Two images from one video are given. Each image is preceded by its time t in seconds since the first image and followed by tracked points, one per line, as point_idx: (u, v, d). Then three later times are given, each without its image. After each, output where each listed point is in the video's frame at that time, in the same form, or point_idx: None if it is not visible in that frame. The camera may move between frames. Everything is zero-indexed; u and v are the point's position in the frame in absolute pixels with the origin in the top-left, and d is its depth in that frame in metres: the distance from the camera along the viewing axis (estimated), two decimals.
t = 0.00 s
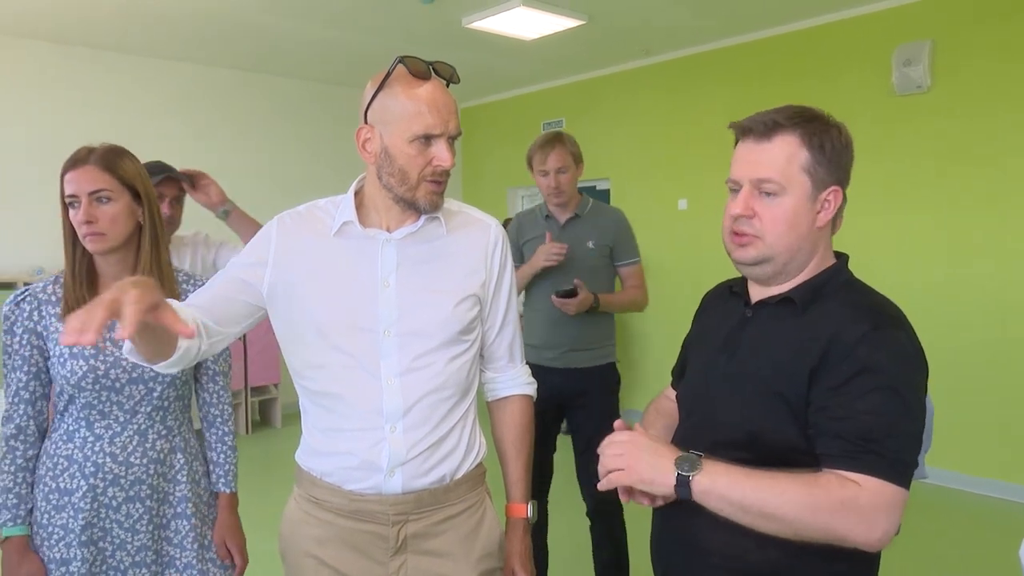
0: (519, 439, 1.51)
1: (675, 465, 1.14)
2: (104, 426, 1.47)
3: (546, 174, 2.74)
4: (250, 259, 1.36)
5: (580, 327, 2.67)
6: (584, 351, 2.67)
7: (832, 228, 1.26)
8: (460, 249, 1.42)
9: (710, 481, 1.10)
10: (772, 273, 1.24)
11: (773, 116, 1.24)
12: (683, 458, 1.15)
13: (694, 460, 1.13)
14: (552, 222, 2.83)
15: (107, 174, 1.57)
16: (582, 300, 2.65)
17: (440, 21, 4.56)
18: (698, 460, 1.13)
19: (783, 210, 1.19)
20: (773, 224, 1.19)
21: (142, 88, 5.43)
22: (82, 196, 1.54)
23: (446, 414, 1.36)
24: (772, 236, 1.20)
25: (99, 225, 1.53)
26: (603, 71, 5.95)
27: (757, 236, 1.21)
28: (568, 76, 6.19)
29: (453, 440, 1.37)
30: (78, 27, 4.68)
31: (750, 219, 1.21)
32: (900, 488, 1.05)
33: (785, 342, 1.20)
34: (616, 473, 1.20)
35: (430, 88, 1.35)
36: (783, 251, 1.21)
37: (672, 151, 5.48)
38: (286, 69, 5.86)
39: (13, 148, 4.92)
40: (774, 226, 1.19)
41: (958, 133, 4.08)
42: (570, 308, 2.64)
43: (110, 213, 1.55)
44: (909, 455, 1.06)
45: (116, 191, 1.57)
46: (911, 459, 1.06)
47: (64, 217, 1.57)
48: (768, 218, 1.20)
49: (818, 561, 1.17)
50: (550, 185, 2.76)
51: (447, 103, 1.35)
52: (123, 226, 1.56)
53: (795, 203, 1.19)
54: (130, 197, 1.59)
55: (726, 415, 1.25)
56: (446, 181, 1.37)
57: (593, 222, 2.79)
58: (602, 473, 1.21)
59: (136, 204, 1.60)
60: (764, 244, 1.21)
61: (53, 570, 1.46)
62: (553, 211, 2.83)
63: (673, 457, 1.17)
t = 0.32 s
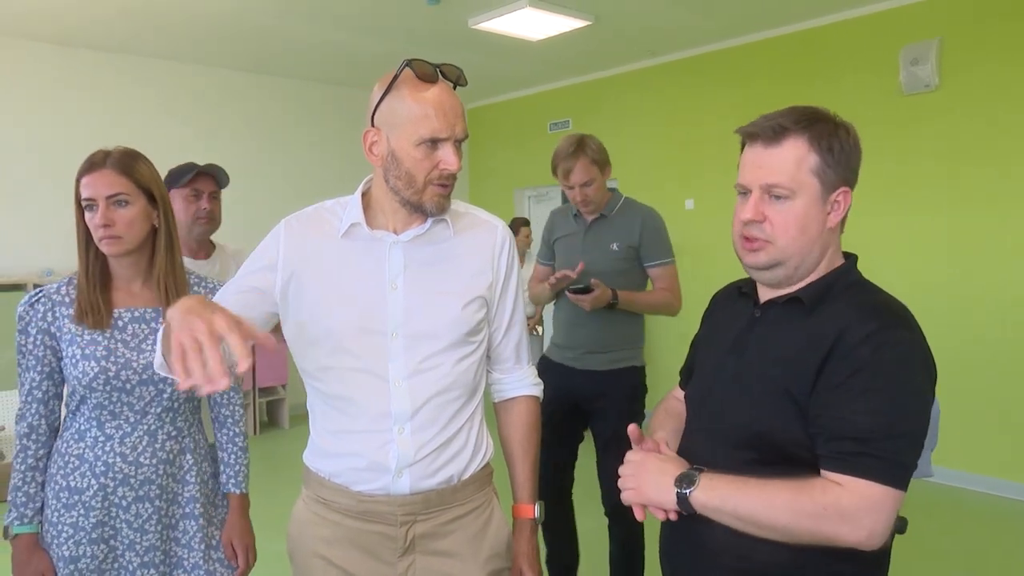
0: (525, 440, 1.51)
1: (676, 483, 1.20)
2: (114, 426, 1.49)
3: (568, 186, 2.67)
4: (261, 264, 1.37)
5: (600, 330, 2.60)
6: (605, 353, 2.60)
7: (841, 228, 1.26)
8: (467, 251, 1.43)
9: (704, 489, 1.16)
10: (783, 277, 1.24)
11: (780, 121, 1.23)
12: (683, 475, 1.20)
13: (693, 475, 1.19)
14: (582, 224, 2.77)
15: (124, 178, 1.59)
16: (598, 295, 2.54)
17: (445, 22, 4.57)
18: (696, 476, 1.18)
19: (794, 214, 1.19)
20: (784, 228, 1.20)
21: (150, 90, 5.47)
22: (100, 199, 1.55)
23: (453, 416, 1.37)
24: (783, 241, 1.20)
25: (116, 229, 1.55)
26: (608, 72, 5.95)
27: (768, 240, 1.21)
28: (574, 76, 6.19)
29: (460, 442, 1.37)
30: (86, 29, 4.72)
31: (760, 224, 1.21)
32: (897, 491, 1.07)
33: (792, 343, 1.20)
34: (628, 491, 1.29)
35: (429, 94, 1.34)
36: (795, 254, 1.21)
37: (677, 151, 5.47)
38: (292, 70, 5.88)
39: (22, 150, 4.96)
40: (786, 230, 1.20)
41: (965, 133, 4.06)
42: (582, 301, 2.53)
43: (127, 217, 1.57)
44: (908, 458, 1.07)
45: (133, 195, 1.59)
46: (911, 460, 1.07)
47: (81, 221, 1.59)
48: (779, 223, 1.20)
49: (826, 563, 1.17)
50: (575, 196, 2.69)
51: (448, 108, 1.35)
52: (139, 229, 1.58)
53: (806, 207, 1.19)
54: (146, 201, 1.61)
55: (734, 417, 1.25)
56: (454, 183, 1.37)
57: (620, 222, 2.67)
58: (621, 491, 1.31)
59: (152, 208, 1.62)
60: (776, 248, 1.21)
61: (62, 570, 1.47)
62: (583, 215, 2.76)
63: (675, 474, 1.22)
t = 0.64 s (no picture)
0: (531, 439, 1.52)
1: (677, 489, 1.20)
2: (121, 424, 1.50)
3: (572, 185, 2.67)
4: (269, 261, 1.38)
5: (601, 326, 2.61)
6: (608, 352, 2.59)
7: (844, 226, 1.25)
8: (472, 250, 1.43)
9: (707, 492, 1.17)
10: (784, 272, 1.24)
11: (784, 116, 1.23)
12: (684, 481, 1.20)
13: (694, 480, 1.19)
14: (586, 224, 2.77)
15: (132, 180, 1.59)
16: (599, 291, 2.54)
17: (449, 21, 4.56)
18: (697, 480, 1.19)
19: (794, 209, 1.19)
20: (784, 223, 1.20)
21: (154, 90, 5.49)
22: (109, 201, 1.56)
23: (458, 415, 1.37)
24: (783, 236, 1.20)
25: (125, 230, 1.56)
26: (613, 71, 5.93)
27: (767, 235, 1.21)
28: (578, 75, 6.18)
29: (465, 441, 1.38)
30: (90, 29, 4.73)
31: (760, 218, 1.21)
32: (899, 491, 1.07)
33: (795, 341, 1.21)
34: (631, 492, 1.29)
35: (384, 88, 1.32)
36: (794, 250, 1.21)
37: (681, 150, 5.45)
38: (297, 70, 5.88)
39: (27, 149, 4.98)
40: (785, 226, 1.20)
41: (971, 131, 4.03)
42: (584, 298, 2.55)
43: (136, 219, 1.58)
44: (911, 458, 1.07)
45: (142, 197, 1.59)
46: (914, 459, 1.07)
47: (89, 220, 1.60)
48: (779, 217, 1.20)
49: (829, 562, 1.17)
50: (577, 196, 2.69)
51: (395, 103, 1.30)
52: (147, 231, 1.59)
53: (806, 203, 1.19)
54: (154, 204, 1.62)
55: (737, 416, 1.25)
56: (399, 180, 1.32)
57: (623, 220, 2.67)
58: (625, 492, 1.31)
59: (160, 210, 1.63)
60: (775, 242, 1.21)
61: (69, 566, 1.48)
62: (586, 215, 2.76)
63: (677, 477, 1.23)
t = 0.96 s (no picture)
0: (533, 440, 1.52)
1: (679, 495, 1.19)
2: (123, 425, 1.49)
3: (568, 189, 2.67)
4: (269, 263, 1.38)
5: (600, 326, 2.61)
6: (610, 352, 2.59)
7: (843, 228, 1.25)
8: (472, 251, 1.42)
9: (708, 496, 1.16)
10: (781, 273, 1.24)
11: (782, 116, 1.23)
12: (685, 486, 1.20)
13: (695, 487, 1.18)
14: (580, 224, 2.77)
15: (133, 182, 1.58)
16: (595, 289, 2.55)
17: (449, 22, 4.56)
18: (698, 486, 1.18)
19: (791, 210, 1.19)
20: (780, 224, 1.19)
21: (155, 91, 5.49)
22: (109, 204, 1.55)
23: (458, 416, 1.37)
24: (780, 236, 1.20)
25: (126, 233, 1.57)
26: (613, 71, 5.93)
27: (764, 235, 1.21)
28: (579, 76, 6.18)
29: (466, 441, 1.37)
30: (91, 29, 4.74)
31: (757, 218, 1.21)
32: (902, 494, 1.06)
33: (796, 342, 1.20)
34: (633, 498, 1.28)
35: (365, 91, 1.31)
36: (791, 251, 1.21)
37: (682, 151, 5.45)
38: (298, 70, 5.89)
39: (28, 150, 4.98)
40: (782, 226, 1.19)
41: (971, 131, 4.02)
42: (580, 296, 2.55)
43: (136, 222, 1.58)
44: (913, 460, 1.07)
45: (142, 200, 1.59)
46: (916, 462, 1.07)
47: (89, 220, 1.60)
48: (775, 217, 1.20)
49: (832, 564, 1.17)
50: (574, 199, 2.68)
51: (376, 104, 1.30)
52: (146, 234, 1.60)
53: (803, 204, 1.19)
54: (154, 205, 1.61)
55: (738, 417, 1.25)
56: (385, 181, 1.32)
57: (619, 221, 2.68)
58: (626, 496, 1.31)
59: (159, 212, 1.63)
60: (771, 243, 1.20)
61: (71, 569, 1.48)
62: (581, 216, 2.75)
63: (680, 480, 1.22)
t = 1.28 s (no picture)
0: (534, 438, 1.52)
1: (681, 492, 1.19)
2: (122, 423, 1.49)
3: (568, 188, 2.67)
4: (271, 261, 1.38)
5: (600, 324, 2.61)
6: (609, 350, 2.59)
7: (846, 226, 1.25)
8: (472, 249, 1.42)
9: (710, 494, 1.16)
10: (786, 272, 1.24)
11: (785, 114, 1.23)
12: (687, 484, 1.19)
13: (698, 484, 1.18)
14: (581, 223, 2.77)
15: (135, 181, 1.58)
16: (595, 287, 2.55)
17: (450, 21, 4.56)
18: (700, 483, 1.18)
19: (795, 208, 1.19)
20: (785, 222, 1.19)
21: (155, 91, 5.49)
22: (111, 202, 1.55)
23: (458, 414, 1.37)
24: (784, 235, 1.20)
25: (127, 232, 1.57)
26: (614, 70, 5.92)
27: (769, 234, 1.21)
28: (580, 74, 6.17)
29: (466, 439, 1.37)
30: (92, 29, 4.74)
31: (761, 217, 1.21)
32: (905, 491, 1.06)
33: (798, 339, 1.20)
34: (634, 493, 1.27)
35: (368, 89, 1.31)
36: (796, 250, 1.21)
37: (682, 150, 5.44)
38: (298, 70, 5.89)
39: (29, 150, 4.99)
40: (786, 225, 1.19)
41: (973, 129, 4.01)
42: (580, 293, 2.54)
43: (138, 221, 1.58)
44: (915, 458, 1.07)
45: (144, 199, 1.59)
46: (918, 459, 1.07)
47: (91, 219, 1.60)
48: (779, 215, 1.19)
49: (834, 562, 1.17)
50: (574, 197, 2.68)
51: (379, 103, 1.30)
52: (148, 232, 1.60)
53: (807, 201, 1.18)
54: (155, 205, 1.61)
55: (738, 416, 1.25)
56: (391, 179, 1.32)
57: (619, 219, 2.68)
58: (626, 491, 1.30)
59: (161, 211, 1.62)
60: (777, 242, 1.20)
61: (70, 566, 1.48)
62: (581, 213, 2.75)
63: (681, 478, 1.22)
